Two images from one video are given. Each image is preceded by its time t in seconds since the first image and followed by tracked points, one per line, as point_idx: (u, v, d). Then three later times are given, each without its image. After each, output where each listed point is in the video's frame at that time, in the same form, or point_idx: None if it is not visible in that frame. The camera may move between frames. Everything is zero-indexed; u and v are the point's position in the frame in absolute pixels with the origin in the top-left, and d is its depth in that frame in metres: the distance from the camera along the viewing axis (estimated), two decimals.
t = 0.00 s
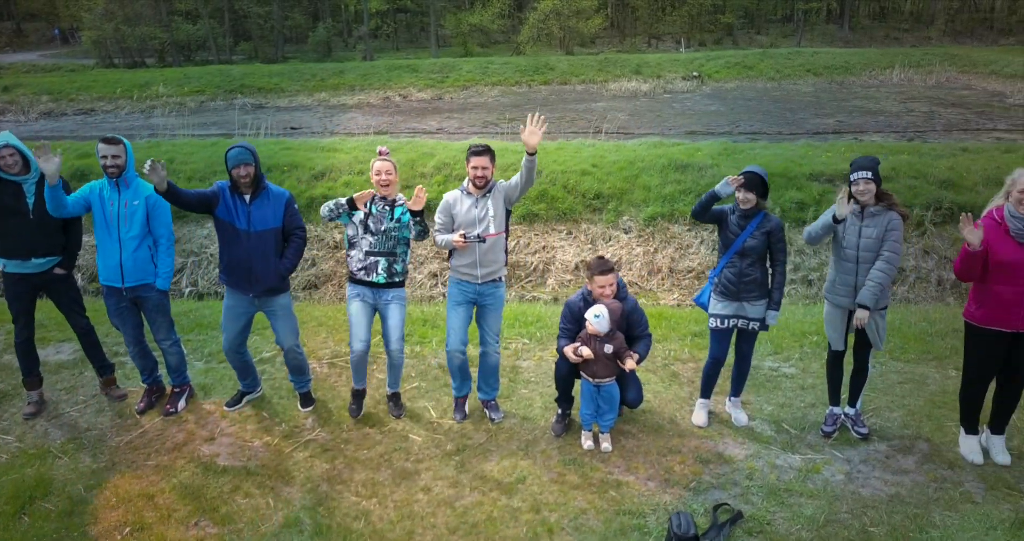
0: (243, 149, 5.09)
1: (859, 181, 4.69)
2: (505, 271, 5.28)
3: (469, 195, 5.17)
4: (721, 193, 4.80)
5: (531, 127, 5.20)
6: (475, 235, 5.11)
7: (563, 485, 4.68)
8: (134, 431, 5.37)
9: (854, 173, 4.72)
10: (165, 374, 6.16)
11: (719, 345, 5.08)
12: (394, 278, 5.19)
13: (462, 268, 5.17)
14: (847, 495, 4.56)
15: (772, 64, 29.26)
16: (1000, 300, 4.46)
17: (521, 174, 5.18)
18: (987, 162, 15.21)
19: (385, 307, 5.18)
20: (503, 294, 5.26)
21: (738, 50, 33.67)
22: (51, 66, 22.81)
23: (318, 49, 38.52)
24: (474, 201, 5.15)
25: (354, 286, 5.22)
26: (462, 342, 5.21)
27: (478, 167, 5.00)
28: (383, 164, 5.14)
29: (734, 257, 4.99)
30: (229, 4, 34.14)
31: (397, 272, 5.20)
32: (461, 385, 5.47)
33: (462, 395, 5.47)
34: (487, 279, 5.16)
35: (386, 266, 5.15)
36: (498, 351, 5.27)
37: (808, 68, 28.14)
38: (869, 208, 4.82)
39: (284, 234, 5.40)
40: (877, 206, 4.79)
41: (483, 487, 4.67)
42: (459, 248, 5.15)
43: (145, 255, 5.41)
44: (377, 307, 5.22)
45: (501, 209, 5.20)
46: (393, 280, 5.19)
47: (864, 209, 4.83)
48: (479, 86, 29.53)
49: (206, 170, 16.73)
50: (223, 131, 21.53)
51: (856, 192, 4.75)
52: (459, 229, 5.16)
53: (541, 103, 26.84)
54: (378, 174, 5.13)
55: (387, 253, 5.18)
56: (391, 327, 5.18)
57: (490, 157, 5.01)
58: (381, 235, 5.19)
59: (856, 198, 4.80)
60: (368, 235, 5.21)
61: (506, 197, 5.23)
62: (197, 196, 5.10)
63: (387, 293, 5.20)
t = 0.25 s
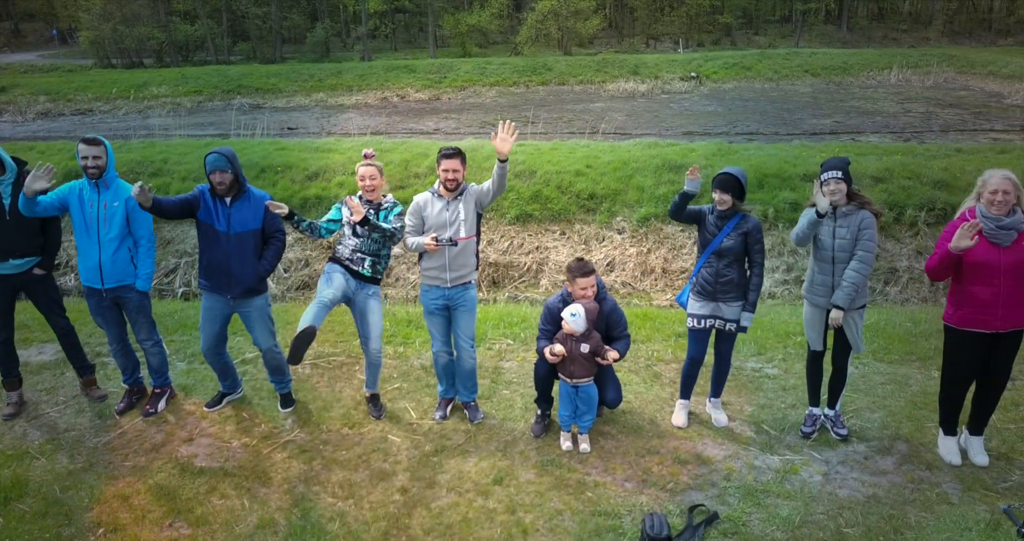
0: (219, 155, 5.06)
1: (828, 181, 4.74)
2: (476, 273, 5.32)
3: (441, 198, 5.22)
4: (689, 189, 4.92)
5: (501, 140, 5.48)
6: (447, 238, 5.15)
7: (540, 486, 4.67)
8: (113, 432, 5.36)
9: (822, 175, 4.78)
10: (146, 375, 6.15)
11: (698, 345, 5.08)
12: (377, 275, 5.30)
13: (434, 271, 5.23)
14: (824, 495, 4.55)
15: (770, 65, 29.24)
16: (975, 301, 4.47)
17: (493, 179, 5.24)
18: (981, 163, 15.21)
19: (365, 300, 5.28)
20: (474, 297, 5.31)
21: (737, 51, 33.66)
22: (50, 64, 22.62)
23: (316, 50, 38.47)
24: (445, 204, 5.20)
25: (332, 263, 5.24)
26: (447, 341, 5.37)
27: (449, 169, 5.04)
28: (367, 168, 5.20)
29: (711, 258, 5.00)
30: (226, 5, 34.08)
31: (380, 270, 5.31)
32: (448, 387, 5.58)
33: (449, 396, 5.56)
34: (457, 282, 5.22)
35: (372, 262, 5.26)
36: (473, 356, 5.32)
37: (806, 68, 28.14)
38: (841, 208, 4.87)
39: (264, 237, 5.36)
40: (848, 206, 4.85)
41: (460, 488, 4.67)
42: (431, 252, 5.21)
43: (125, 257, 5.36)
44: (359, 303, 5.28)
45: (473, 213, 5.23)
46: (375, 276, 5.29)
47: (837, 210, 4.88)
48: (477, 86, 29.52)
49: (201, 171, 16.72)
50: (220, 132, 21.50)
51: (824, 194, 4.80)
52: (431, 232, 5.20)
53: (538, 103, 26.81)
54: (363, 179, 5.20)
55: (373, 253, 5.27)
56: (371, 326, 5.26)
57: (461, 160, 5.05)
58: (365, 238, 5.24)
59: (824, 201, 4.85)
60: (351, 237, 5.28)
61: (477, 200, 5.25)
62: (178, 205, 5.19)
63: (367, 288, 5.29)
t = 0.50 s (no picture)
0: (204, 160, 5.06)
1: (811, 188, 4.86)
2: (459, 274, 5.37)
3: (422, 199, 5.25)
4: (675, 186, 4.85)
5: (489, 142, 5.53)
6: (430, 240, 5.19)
7: (526, 487, 4.68)
8: (100, 433, 5.36)
9: (805, 181, 4.88)
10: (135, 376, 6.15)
11: (685, 347, 5.08)
12: (362, 276, 5.32)
13: (417, 274, 5.26)
14: (809, 496, 4.55)
15: (768, 65, 29.21)
16: (959, 301, 4.48)
17: (475, 180, 5.28)
18: (977, 163, 15.24)
19: (351, 299, 5.31)
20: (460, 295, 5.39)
21: (736, 51, 33.63)
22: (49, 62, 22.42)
23: (315, 50, 38.55)
24: (427, 205, 5.23)
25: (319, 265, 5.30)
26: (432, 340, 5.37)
27: (431, 170, 5.07)
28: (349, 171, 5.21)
29: (699, 259, 4.99)
30: (226, 4, 34.09)
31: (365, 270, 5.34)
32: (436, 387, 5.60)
33: (436, 397, 5.56)
34: (440, 283, 5.27)
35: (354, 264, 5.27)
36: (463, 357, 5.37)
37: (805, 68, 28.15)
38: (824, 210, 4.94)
39: (253, 241, 5.35)
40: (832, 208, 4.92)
41: (446, 489, 4.67)
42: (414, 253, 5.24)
43: (113, 258, 5.35)
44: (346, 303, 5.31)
45: (455, 214, 5.28)
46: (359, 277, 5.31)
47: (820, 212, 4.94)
48: (476, 86, 29.57)
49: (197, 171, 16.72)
50: (217, 132, 21.48)
51: (808, 198, 4.92)
52: (413, 234, 5.23)
53: (536, 103, 26.80)
54: (343, 182, 5.20)
55: (354, 256, 5.29)
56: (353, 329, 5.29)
57: (443, 161, 5.09)
58: (347, 243, 5.27)
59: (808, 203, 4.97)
60: (335, 241, 5.31)
61: (460, 202, 5.31)
62: (158, 205, 5.17)
63: (354, 288, 5.33)
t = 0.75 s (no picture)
0: (197, 166, 5.07)
1: (802, 193, 4.86)
2: (455, 275, 5.44)
3: (415, 201, 5.28)
4: (674, 189, 4.85)
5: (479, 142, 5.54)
6: (422, 242, 5.23)
7: (518, 489, 4.68)
8: (93, 435, 5.36)
9: (796, 186, 4.88)
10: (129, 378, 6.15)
11: (680, 351, 5.08)
12: (344, 280, 5.29)
13: (411, 276, 5.31)
14: (800, 499, 4.56)
15: (767, 65, 29.20)
16: (949, 303, 4.49)
17: (468, 182, 5.34)
18: (975, 163, 15.25)
19: (335, 305, 5.28)
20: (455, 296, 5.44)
21: (734, 50, 33.61)
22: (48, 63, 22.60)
23: (314, 50, 38.56)
24: (419, 208, 5.26)
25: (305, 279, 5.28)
26: (427, 342, 5.38)
27: (423, 173, 5.11)
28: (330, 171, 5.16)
29: (694, 261, 4.98)
30: (224, 4, 34.11)
31: (346, 275, 5.30)
32: (428, 390, 5.59)
33: (429, 399, 5.57)
34: (435, 285, 5.33)
35: (334, 269, 5.25)
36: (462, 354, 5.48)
37: (804, 68, 28.15)
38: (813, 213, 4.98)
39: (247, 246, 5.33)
40: (820, 211, 4.98)
41: (438, 491, 4.67)
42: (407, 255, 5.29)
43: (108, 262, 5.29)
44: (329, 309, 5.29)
45: (447, 216, 5.32)
46: (342, 282, 5.30)
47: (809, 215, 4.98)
48: (475, 86, 29.57)
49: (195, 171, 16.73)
50: (216, 132, 21.48)
51: (798, 202, 4.89)
52: (406, 236, 5.27)
53: (535, 104, 26.79)
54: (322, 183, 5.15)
55: (335, 258, 5.26)
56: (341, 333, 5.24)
57: (435, 164, 5.12)
58: (325, 243, 5.26)
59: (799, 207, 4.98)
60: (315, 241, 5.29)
61: (452, 203, 5.35)
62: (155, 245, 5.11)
63: (337, 294, 5.30)
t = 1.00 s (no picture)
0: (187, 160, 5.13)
1: (797, 187, 4.90)
2: (456, 274, 5.46)
3: (413, 201, 5.28)
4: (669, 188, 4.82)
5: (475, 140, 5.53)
6: (422, 241, 5.23)
7: (512, 490, 4.68)
8: (87, 437, 5.35)
9: (791, 180, 4.92)
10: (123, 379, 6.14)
11: (675, 350, 5.08)
12: (325, 285, 5.28)
13: (412, 277, 5.31)
14: (795, 500, 4.55)
15: (766, 65, 29.19)
16: (941, 303, 4.52)
17: (466, 182, 5.34)
18: (972, 163, 15.25)
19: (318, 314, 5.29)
20: (456, 297, 5.45)
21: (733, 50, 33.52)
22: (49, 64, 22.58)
23: (313, 50, 38.56)
24: (418, 207, 5.27)
25: (289, 294, 5.28)
26: (426, 342, 5.41)
27: (421, 173, 5.11)
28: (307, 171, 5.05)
29: (688, 262, 4.98)
30: (223, 4, 34.11)
31: (326, 280, 5.29)
32: (424, 391, 5.59)
33: (425, 400, 5.56)
34: (436, 286, 5.34)
35: (315, 274, 5.24)
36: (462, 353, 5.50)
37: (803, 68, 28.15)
38: (804, 212, 5.02)
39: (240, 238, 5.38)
40: (811, 210, 5.01)
41: (432, 492, 4.67)
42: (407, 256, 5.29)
43: (106, 262, 5.27)
44: (310, 315, 5.32)
45: (446, 216, 5.33)
46: (322, 288, 5.27)
47: (800, 214, 5.01)
48: (474, 86, 29.56)
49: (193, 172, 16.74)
50: (215, 132, 21.47)
51: (793, 197, 4.97)
52: (405, 236, 5.27)
53: (533, 104, 26.77)
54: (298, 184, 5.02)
55: (316, 261, 5.24)
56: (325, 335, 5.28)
57: (432, 163, 5.13)
58: (307, 245, 5.24)
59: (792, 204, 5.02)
60: (294, 246, 5.27)
61: (451, 203, 5.36)
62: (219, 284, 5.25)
63: (319, 301, 5.28)
